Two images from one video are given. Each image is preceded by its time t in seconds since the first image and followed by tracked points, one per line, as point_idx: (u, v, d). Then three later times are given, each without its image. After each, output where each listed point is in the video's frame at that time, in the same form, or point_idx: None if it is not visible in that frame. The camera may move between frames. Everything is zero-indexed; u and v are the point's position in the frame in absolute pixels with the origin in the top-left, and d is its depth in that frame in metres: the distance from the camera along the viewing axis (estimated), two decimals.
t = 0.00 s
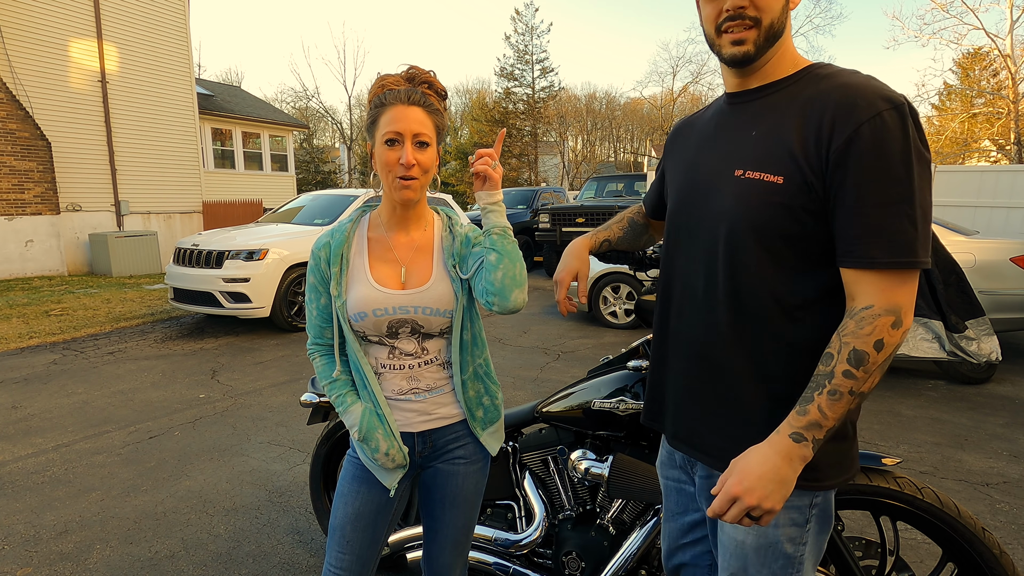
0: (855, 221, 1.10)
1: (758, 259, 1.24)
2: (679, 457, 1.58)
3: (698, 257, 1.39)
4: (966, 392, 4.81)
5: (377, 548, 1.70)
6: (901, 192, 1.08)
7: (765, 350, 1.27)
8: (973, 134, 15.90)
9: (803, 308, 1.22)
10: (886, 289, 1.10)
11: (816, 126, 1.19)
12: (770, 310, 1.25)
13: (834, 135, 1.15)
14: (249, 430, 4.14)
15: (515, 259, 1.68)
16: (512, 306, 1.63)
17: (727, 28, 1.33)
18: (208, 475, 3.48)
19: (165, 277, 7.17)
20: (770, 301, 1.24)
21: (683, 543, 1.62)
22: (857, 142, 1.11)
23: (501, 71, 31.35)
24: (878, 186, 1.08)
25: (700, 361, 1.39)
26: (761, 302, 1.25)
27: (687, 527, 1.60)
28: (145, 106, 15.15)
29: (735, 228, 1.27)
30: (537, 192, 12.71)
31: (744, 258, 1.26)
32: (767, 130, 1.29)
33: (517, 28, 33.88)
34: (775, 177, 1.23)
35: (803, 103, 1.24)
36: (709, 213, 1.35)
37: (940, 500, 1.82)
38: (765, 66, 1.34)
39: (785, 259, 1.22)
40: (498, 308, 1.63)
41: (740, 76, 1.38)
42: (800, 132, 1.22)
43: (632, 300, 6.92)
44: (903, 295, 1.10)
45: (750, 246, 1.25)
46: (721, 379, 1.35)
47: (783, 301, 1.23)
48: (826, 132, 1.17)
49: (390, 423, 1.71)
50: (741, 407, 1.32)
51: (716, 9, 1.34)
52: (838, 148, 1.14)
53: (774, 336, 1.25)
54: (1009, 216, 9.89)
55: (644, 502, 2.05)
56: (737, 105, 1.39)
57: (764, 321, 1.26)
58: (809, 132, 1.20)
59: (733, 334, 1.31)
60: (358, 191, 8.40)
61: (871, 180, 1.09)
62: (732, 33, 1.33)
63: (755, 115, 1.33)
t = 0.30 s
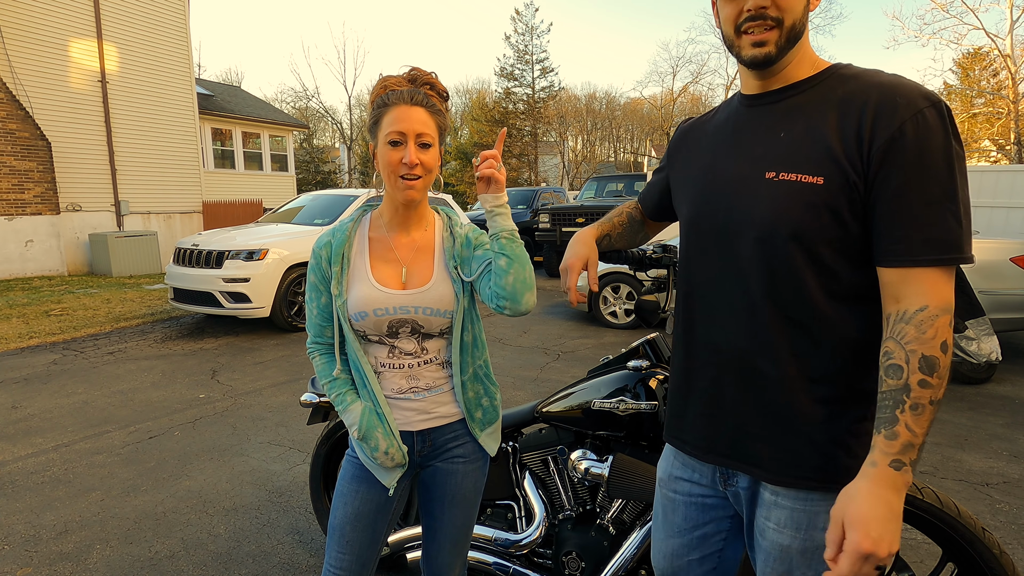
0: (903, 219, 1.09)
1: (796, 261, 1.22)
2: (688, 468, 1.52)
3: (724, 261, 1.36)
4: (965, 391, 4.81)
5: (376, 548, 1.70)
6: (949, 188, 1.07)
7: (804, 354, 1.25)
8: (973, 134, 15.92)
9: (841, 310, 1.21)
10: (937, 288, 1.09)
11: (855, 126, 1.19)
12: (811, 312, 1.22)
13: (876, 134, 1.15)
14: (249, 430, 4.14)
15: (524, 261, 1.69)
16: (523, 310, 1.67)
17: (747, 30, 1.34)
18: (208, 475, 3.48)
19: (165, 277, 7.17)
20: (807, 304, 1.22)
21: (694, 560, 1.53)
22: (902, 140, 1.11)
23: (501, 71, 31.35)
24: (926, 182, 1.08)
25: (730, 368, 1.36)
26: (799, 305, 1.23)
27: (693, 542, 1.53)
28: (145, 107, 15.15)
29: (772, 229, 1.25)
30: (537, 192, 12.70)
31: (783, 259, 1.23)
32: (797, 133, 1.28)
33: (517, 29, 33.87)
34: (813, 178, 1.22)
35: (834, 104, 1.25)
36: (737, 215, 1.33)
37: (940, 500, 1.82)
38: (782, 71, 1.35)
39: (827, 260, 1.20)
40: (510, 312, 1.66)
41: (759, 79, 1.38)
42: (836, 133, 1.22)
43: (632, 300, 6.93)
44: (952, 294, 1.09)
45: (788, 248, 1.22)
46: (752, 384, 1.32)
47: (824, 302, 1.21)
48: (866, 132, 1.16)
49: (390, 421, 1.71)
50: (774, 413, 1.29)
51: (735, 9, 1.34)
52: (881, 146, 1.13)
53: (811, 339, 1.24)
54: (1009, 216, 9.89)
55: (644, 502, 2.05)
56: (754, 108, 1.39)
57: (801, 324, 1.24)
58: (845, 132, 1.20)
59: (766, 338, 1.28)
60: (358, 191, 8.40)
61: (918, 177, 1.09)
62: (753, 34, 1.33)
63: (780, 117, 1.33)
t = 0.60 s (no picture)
0: (910, 202, 1.14)
1: (804, 251, 1.22)
2: (684, 470, 1.51)
3: (722, 258, 1.32)
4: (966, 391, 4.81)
5: (374, 548, 1.70)
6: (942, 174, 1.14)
7: (809, 344, 1.25)
8: (973, 134, 15.93)
9: (842, 299, 1.23)
10: (941, 273, 1.16)
11: (849, 118, 1.22)
12: (816, 302, 1.23)
13: (871, 126, 1.18)
14: (249, 430, 4.14)
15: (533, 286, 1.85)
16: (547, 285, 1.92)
17: (723, 39, 1.36)
18: (209, 475, 3.48)
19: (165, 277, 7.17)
20: (816, 293, 1.22)
21: (701, 560, 1.51)
22: (898, 130, 1.15)
23: (501, 71, 31.36)
24: (924, 169, 1.14)
25: (730, 364, 1.33)
26: (805, 296, 1.23)
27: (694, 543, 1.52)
28: (145, 107, 15.15)
29: (778, 220, 1.24)
30: (537, 192, 12.70)
31: (791, 250, 1.23)
32: (789, 128, 1.29)
33: (517, 29, 33.93)
34: (813, 169, 1.23)
35: (822, 100, 1.27)
36: (738, 208, 1.30)
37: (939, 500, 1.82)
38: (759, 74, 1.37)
39: (831, 250, 1.21)
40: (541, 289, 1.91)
41: (738, 82, 1.39)
42: (829, 126, 1.24)
43: (632, 300, 6.93)
44: (954, 275, 1.17)
45: (796, 238, 1.22)
46: (755, 379, 1.30)
47: (829, 291, 1.22)
48: (861, 124, 1.20)
49: (385, 421, 1.71)
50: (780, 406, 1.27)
51: (711, 21, 1.38)
52: (879, 136, 1.17)
53: (815, 329, 1.24)
54: (1009, 216, 9.89)
55: (644, 502, 2.05)
56: (734, 109, 1.40)
57: (807, 315, 1.24)
58: (839, 126, 1.23)
59: (769, 332, 1.26)
60: (358, 191, 8.40)
61: (918, 164, 1.14)
62: (728, 43, 1.36)
63: (766, 115, 1.34)
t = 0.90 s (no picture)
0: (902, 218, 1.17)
1: (799, 260, 1.23)
2: (671, 465, 1.51)
3: (718, 262, 1.31)
4: (966, 391, 4.81)
5: (374, 548, 1.71)
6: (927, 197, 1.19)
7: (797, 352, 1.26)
8: (973, 134, 15.93)
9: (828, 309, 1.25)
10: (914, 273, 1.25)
11: (845, 132, 1.23)
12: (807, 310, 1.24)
13: (869, 143, 1.21)
14: (249, 430, 4.15)
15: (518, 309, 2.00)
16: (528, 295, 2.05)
17: (716, 49, 1.37)
18: (208, 475, 3.48)
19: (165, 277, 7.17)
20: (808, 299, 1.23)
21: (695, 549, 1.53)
22: (892, 151, 1.19)
23: (501, 71, 31.38)
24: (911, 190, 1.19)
25: (719, 368, 1.33)
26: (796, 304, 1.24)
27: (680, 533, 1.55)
28: (145, 107, 15.15)
29: (777, 229, 1.24)
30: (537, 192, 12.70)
31: (787, 257, 1.23)
32: (786, 137, 1.29)
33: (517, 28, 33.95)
34: (813, 180, 1.23)
35: (818, 113, 1.28)
36: (736, 212, 1.29)
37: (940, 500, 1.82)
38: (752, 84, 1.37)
39: (822, 261, 1.24)
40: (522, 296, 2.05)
41: (733, 89, 1.39)
42: (826, 139, 1.25)
43: (632, 300, 6.93)
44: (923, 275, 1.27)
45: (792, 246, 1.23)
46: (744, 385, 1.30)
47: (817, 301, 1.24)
48: (858, 139, 1.22)
49: (389, 422, 1.71)
50: (769, 409, 1.28)
51: (703, 32, 1.39)
52: (875, 154, 1.20)
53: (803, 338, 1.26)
54: (1009, 216, 9.89)
55: (644, 502, 2.05)
56: (729, 115, 1.39)
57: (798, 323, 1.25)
58: (837, 136, 1.24)
59: (763, 336, 1.26)
60: (357, 191, 8.41)
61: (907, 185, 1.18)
62: (721, 52, 1.36)
63: (763, 124, 1.34)
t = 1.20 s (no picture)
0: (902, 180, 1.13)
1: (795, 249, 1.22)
2: (668, 457, 1.52)
3: (715, 251, 1.32)
4: (966, 391, 4.81)
5: (372, 548, 1.71)
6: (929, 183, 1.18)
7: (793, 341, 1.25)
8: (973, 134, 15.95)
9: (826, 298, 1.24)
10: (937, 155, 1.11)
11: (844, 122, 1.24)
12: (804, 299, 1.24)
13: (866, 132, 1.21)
14: (249, 430, 4.14)
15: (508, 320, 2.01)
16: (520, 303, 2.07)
17: (719, 49, 1.35)
18: (208, 475, 3.48)
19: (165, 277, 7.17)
20: (800, 288, 1.23)
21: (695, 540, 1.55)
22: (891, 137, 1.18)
23: (501, 71, 31.39)
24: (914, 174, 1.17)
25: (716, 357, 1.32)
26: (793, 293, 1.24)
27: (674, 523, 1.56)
28: (145, 107, 15.15)
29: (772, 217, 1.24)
30: (537, 192, 12.71)
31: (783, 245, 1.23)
32: (784, 130, 1.30)
33: (518, 29, 33.97)
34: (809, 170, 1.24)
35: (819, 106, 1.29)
36: (727, 205, 1.31)
37: (940, 500, 1.82)
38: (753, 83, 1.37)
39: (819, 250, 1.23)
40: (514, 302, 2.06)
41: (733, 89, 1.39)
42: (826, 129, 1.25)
43: (632, 300, 6.93)
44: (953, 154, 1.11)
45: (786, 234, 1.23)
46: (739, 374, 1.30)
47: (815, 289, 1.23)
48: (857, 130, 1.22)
49: (388, 422, 1.70)
50: (759, 397, 1.28)
51: (707, 32, 1.35)
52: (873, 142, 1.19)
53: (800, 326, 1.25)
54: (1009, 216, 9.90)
55: (644, 502, 2.05)
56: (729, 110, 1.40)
57: (794, 312, 1.24)
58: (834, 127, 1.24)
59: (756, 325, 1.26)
60: (357, 191, 8.41)
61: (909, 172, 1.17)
62: (724, 53, 1.34)
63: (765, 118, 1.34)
